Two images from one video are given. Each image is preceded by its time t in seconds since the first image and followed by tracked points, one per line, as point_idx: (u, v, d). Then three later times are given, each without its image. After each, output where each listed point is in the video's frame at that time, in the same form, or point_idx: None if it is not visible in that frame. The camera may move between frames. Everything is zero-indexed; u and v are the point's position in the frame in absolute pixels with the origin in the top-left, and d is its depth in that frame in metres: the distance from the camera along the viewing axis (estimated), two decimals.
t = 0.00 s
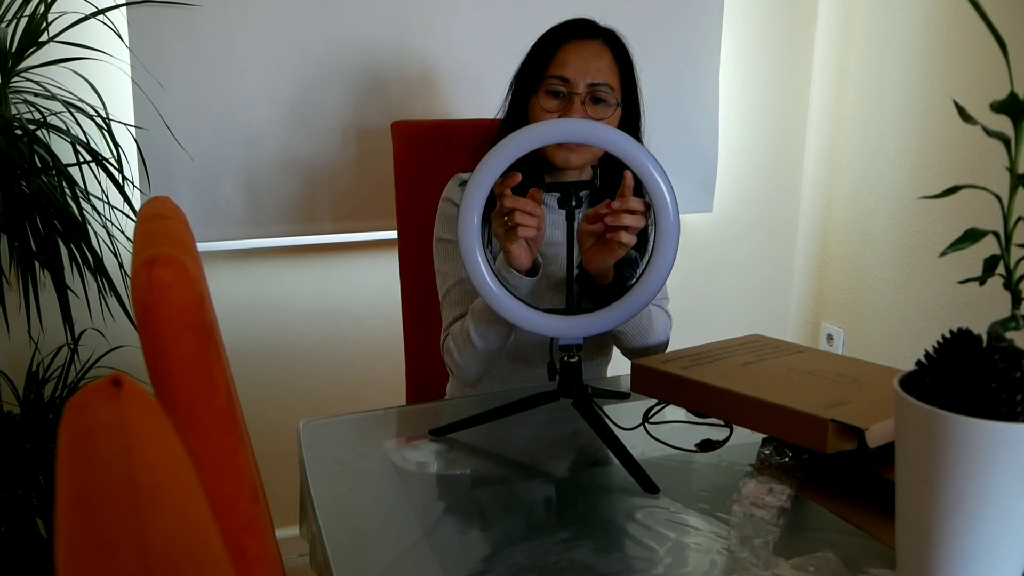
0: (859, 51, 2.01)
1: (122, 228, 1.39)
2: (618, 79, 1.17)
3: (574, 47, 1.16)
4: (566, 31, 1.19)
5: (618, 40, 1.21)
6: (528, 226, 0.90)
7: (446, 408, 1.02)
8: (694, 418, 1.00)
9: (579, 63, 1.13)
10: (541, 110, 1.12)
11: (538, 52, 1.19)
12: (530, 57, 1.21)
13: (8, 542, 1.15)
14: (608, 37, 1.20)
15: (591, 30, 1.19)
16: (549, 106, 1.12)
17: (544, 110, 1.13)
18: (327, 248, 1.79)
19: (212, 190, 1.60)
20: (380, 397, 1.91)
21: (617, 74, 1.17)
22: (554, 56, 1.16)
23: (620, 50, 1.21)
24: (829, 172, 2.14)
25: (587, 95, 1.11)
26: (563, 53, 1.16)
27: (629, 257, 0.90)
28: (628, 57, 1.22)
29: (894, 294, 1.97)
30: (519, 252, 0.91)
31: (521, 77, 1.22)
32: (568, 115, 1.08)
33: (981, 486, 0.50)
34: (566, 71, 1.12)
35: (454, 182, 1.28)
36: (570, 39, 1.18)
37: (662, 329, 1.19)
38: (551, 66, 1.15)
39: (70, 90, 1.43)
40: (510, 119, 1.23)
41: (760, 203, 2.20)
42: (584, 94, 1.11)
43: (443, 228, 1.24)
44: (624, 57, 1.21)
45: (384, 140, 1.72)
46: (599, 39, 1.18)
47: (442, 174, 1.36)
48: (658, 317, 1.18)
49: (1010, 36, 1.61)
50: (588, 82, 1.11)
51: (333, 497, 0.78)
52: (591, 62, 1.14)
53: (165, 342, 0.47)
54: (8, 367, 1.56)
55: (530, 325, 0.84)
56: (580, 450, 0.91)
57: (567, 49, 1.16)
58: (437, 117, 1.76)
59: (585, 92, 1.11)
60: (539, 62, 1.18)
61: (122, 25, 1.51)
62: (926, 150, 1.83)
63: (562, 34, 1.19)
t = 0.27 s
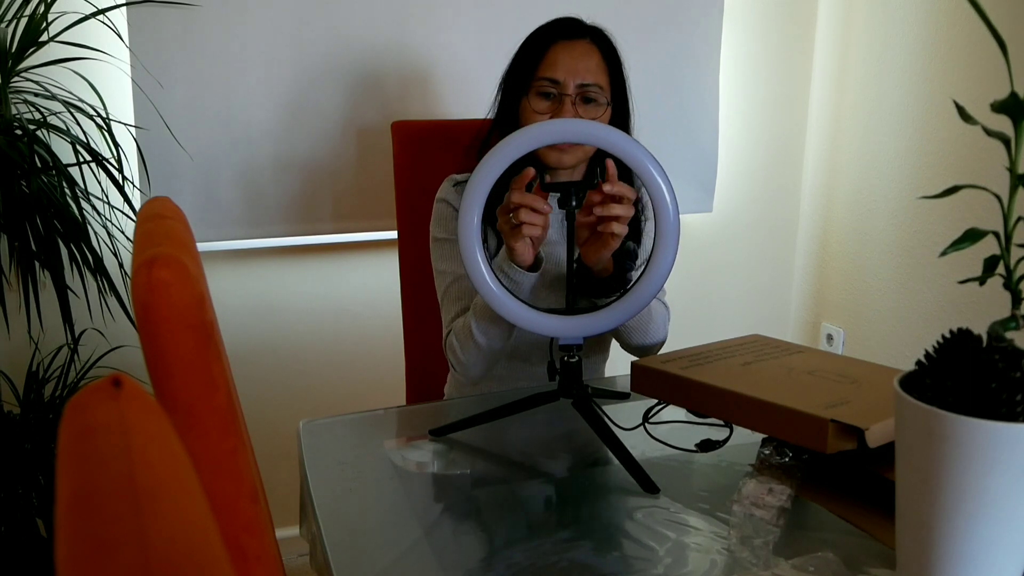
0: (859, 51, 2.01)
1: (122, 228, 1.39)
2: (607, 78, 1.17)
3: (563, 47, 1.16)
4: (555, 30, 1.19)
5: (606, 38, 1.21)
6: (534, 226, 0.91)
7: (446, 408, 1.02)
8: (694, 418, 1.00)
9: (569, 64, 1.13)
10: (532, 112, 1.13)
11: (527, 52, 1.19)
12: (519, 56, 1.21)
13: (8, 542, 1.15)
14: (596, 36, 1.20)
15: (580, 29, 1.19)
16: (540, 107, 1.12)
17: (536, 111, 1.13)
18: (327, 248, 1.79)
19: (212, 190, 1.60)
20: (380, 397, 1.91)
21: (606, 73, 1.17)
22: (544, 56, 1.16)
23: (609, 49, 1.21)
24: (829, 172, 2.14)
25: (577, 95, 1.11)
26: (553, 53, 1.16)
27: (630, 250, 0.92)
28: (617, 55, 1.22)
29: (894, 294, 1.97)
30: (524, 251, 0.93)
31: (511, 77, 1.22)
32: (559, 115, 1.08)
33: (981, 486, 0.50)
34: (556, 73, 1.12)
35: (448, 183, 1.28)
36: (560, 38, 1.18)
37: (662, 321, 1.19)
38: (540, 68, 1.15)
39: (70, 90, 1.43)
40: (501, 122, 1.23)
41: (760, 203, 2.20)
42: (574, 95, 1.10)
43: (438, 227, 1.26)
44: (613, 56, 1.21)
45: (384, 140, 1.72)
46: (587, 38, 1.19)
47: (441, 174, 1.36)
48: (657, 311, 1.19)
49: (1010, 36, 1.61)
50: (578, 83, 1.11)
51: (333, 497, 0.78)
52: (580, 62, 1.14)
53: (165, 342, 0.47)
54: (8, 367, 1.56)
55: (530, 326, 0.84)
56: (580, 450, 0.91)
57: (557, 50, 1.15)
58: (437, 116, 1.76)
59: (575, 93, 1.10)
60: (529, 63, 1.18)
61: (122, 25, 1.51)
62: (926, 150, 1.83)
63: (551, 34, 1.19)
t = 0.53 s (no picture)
0: (859, 51, 2.01)
1: (122, 228, 1.39)
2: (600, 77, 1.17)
3: (555, 47, 1.16)
4: (548, 30, 1.19)
5: (598, 38, 1.21)
6: (532, 212, 0.90)
7: (446, 409, 1.02)
8: (694, 418, 1.00)
9: (562, 64, 1.14)
10: (527, 112, 1.13)
11: (520, 52, 1.19)
12: (512, 56, 1.21)
13: (8, 541, 1.15)
14: (588, 36, 1.20)
15: (572, 29, 1.20)
16: (535, 108, 1.13)
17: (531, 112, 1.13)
18: (327, 248, 1.79)
19: (212, 190, 1.60)
20: (379, 397, 1.91)
21: (600, 72, 1.18)
22: (538, 56, 1.16)
23: (601, 49, 1.21)
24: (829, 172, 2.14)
25: (571, 96, 1.12)
26: (546, 53, 1.16)
27: (640, 240, 0.90)
28: (610, 54, 1.22)
29: (894, 294, 1.97)
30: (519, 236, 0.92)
31: (504, 77, 1.22)
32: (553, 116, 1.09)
33: (981, 486, 0.50)
34: (550, 74, 1.13)
35: (444, 181, 1.28)
36: (553, 38, 1.18)
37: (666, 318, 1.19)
38: (534, 68, 1.15)
39: (70, 90, 1.43)
40: (496, 122, 1.23)
41: (760, 203, 2.20)
42: (569, 95, 1.12)
43: (430, 225, 1.25)
44: (606, 55, 1.21)
45: (384, 140, 1.72)
46: (580, 38, 1.19)
47: (439, 173, 1.36)
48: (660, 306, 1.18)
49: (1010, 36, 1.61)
50: (572, 83, 1.12)
51: (333, 497, 0.78)
52: (573, 62, 1.14)
53: (165, 342, 0.47)
54: (8, 367, 1.56)
55: (530, 326, 0.84)
56: (580, 450, 0.91)
57: (550, 50, 1.16)
58: (436, 116, 1.76)
59: (570, 94, 1.12)
60: (521, 63, 1.18)
61: (122, 25, 1.51)
62: (926, 150, 1.83)
63: (544, 33, 1.19)
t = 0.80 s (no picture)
0: (859, 52, 2.01)
1: (122, 228, 1.39)
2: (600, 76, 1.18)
3: (554, 47, 1.16)
4: (547, 29, 1.19)
5: (597, 38, 1.21)
6: (533, 211, 0.90)
7: (446, 408, 1.02)
8: (694, 418, 1.00)
9: (561, 64, 1.14)
10: (526, 113, 1.13)
11: (519, 52, 1.19)
12: (512, 55, 1.21)
13: (8, 541, 1.15)
14: (587, 35, 1.20)
15: (572, 29, 1.20)
16: (534, 109, 1.13)
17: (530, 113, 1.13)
18: (327, 248, 1.79)
19: (211, 190, 1.60)
20: (379, 397, 1.91)
21: (599, 72, 1.18)
22: (537, 55, 1.16)
23: (601, 48, 1.21)
24: (829, 172, 2.14)
25: (571, 96, 1.12)
26: (545, 53, 1.16)
27: (638, 238, 0.90)
28: (609, 54, 1.22)
29: (894, 294, 1.97)
30: (517, 235, 0.93)
31: (503, 76, 1.22)
32: (552, 117, 1.09)
33: (982, 486, 0.50)
34: (549, 74, 1.13)
35: (445, 179, 1.28)
36: (553, 37, 1.18)
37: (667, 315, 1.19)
38: (533, 68, 1.15)
39: (70, 90, 1.43)
40: (496, 123, 1.23)
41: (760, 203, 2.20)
42: (568, 96, 1.12)
43: (431, 223, 1.25)
44: (606, 55, 1.21)
45: (384, 141, 1.72)
46: (579, 38, 1.19)
47: (439, 173, 1.36)
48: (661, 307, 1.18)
49: (1010, 36, 1.61)
50: (571, 83, 1.12)
51: (334, 497, 0.78)
52: (572, 62, 1.14)
53: (164, 342, 0.47)
54: (8, 367, 1.56)
55: (530, 326, 0.84)
56: (580, 450, 0.91)
57: (550, 50, 1.16)
58: (436, 116, 1.76)
59: (569, 94, 1.12)
60: (520, 63, 1.18)
61: (122, 25, 1.51)
62: (926, 150, 1.83)
63: (544, 33, 1.19)
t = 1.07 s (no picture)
0: (859, 52, 2.01)
1: (122, 228, 1.39)
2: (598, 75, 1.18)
3: (552, 47, 1.16)
4: (545, 29, 1.20)
5: (595, 37, 1.21)
6: (535, 215, 0.89)
7: (446, 408, 1.02)
8: (693, 418, 1.00)
9: (559, 64, 1.14)
10: (525, 114, 1.13)
11: (517, 52, 1.19)
12: (510, 55, 1.21)
13: (8, 541, 1.15)
14: (585, 35, 1.20)
15: (569, 29, 1.20)
16: (533, 110, 1.12)
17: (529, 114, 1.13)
18: (327, 248, 1.79)
19: (211, 190, 1.60)
20: (379, 397, 1.91)
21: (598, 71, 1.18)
22: (536, 55, 1.16)
23: (598, 48, 1.21)
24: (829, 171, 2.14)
25: (570, 96, 1.11)
26: (543, 53, 1.16)
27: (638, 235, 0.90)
28: (607, 53, 1.22)
29: (894, 294, 1.97)
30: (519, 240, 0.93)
31: (502, 76, 1.22)
32: (552, 117, 1.09)
33: (982, 486, 0.50)
34: (547, 74, 1.12)
35: (444, 180, 1.28)
36: (551, 38, 1.18)
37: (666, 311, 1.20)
38: (531, 68, 1.15)
39: (70, 90, 1.43)
40: (494, 123, 1.23)
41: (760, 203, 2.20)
42: (567, 96, 1.11)
43: (429, 224, 1.25)
44: (604, 54, 1.22)
45: (384, 140, 1.72)
46: (577, 38, 1.19)
47: (439, 173, 1.36)
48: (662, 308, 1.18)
49: (1010, 36, 1.61)
50: (570, 83, 1.12)
51: (334, 497, 0.78)
52: (569, 62, 1.14)
53: (164, 342, 0.47)
54: (8, 367, 1.56)
55: (531, 325, 0.84)
56: (580, 450, 0.91)
57: (548, 49, 1.16)
58: (436, 116, 1.76)
59: (568, 94, 1.11)
60: (519, 63, 1.18)
61: (122, 25, 1.51)
62: (926, 150, 1.83)
63: (543, 34, 1.20)
